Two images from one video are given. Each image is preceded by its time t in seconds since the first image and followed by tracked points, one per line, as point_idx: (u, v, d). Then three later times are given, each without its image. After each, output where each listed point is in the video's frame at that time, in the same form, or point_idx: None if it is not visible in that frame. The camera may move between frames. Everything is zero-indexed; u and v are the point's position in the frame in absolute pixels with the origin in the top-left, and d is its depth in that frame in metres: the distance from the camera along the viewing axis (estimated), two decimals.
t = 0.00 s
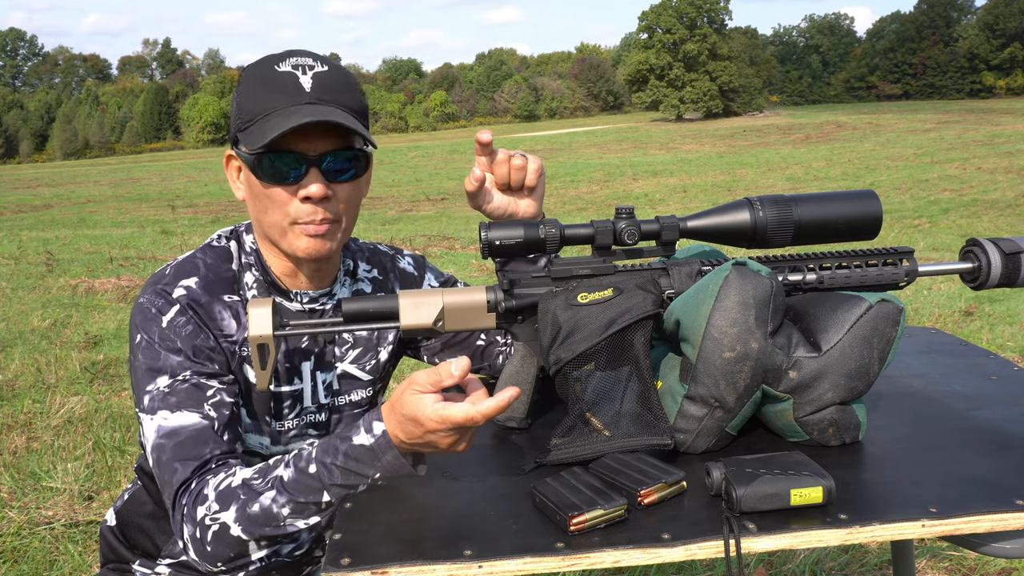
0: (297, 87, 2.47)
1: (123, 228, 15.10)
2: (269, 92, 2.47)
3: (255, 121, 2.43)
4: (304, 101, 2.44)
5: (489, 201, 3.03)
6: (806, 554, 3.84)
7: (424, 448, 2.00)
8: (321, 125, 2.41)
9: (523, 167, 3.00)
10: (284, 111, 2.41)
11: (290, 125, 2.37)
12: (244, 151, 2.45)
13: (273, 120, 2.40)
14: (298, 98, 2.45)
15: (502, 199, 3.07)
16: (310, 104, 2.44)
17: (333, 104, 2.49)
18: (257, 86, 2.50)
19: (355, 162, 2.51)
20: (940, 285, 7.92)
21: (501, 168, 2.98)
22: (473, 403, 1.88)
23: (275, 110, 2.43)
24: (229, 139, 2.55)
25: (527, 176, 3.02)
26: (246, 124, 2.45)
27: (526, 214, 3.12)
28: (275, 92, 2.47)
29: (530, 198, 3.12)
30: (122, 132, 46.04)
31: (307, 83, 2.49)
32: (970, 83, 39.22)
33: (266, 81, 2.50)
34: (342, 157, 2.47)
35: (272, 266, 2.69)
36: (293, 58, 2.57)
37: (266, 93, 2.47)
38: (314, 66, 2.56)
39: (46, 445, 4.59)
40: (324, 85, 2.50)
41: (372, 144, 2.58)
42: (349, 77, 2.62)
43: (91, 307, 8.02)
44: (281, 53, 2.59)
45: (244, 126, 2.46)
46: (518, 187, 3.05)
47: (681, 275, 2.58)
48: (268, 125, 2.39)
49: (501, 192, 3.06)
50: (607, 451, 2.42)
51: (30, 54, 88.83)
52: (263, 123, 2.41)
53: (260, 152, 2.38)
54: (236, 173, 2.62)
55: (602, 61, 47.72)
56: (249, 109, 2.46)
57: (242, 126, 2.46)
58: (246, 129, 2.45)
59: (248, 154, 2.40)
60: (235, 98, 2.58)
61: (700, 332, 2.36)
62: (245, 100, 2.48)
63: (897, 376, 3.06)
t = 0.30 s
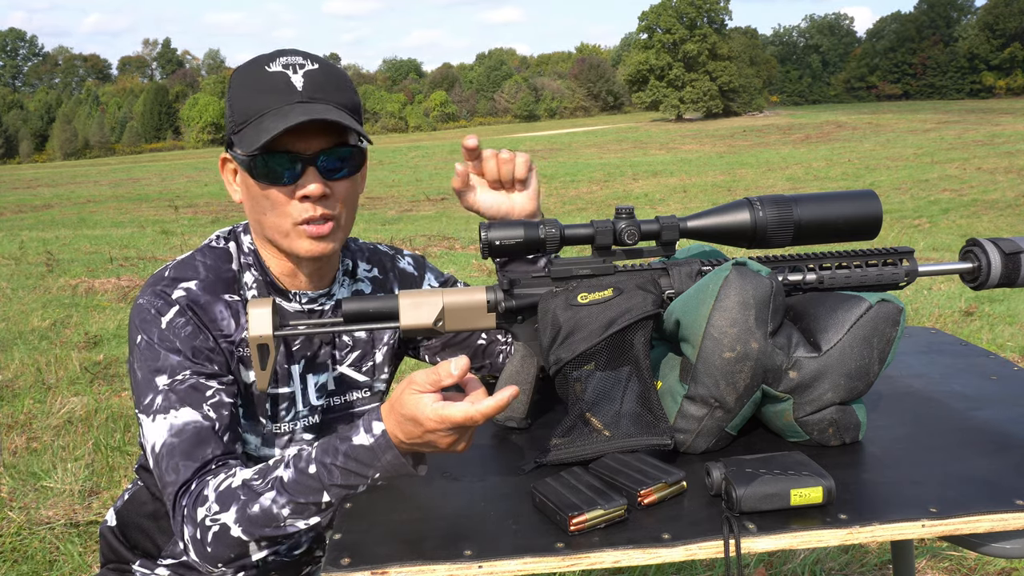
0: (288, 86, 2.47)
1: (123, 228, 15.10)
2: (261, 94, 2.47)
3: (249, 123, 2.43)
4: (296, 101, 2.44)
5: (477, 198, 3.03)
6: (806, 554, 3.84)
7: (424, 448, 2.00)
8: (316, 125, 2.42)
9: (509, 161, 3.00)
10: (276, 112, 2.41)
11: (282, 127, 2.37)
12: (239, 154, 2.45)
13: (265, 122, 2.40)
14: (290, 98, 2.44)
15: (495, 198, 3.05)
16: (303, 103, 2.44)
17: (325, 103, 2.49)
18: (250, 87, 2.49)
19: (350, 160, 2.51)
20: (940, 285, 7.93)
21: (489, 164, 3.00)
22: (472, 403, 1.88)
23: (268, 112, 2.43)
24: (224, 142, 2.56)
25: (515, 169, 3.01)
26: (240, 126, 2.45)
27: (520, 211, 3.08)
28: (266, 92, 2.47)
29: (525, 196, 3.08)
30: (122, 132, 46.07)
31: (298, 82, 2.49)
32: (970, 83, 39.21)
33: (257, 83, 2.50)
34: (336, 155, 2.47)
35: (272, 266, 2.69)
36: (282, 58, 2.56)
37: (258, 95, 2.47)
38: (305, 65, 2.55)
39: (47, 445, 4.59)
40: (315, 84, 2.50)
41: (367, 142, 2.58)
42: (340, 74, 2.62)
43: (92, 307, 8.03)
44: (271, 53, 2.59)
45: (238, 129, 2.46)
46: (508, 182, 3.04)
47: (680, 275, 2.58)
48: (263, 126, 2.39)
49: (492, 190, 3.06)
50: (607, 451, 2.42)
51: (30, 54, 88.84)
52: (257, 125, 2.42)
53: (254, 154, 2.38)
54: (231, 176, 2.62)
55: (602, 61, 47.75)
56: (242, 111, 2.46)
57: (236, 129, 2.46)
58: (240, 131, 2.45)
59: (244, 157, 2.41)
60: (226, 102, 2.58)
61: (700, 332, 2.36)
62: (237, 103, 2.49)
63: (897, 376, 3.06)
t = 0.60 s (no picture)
0: (286, 86, 2.47)
1: (123, 228, 15.10)
2: (259, 93, 2.47)
3: (246, 123, 2.43)
4: (293, 101, 2.44)
5: (466, 196, 3.06)
6: (806, 554, 3.84)
7: (424, 447, 2.00)
8: (311, 124, 2.41)
9: (492, 157, 3.05)
10: (273, 111, 2.41)
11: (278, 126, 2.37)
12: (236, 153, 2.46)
13: (261, 121, 2.39)
14: (287, 97, 2.44)
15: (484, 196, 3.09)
16: (300, 103, 2.43)
17: (322, 103, 2.48)
18: (247, 86, 2.49)
19: (347, 161, 2.51)
20: (940, 285, 7.93)
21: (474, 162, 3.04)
22: (472, 403, 1.88)
23: (264, 111, 2.43)
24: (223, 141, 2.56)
25: (499, 164, 3.05)
26: (237, 125, 2.45)
27: (510, 207, 3.11)
28: (264, 91, 2.46)
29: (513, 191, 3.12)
30: (122, 131, 46.10)
31: (296, 81, 2.48)
32: (970, 83, 39.23)
33: (255, 82, 2.50)
34: (333, 156, 2.47)
35: (270, 266, 2.69)
36: (281, 58, 2.56)
37: (256, 94, 2.47)
38: (303, 65, 2.55)
39: (46, 445, 4.59)
40: (313, 84, 2.50)
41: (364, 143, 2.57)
42: (339, 74, 2.61)
43: (92, 307, 8.03)
44: (271, 53, 2.59)
45: (236, 128, 2.46)
46: (494, 177, 3.08)
47: (680, 275, 2.58)
48: (258, 126, 2.39)
49: (478, 188, 3.09)
50: (607, 451, 2.42)
51: (31, 54, 88.85)
52: (253, 124, 2.41)
53: (250, 152, 2.38)
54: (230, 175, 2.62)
55: (602, 61, 47.77)
56: (240, 110, 2.46)
57: (233, 128, 2.46)
58: (237, 130, 2.46)
59: (239, 157, 2.41)
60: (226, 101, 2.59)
61: (700, 332, 2.36)
62: (235, 102, 2.49)
63: (898, 376, 3.06)
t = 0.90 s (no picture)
0: (285, 83, 2.46)
1: (123, 228, 15.10)
2: (259, 90, 2.46)
3: (246, 120, 2.42)
4: (292, 97, 2.43)
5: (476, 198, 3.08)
6: (806, 553, 3.84)
7: (424, 447, 2.00)
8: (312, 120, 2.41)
9: (505, 159, 3.04)
10: (272, 108, 2.40)
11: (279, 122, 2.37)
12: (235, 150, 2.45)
13: (261, 118, 2.39)
14: (286, 94, 2.44)
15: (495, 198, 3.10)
16: (299, 99, 2.43)
17: (322, 99, 2.48)
18: (246, 84, 2.49)
19: (347, 157, 2.51)
20: (940, 286, 7.93)
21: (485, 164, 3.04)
22: (473, 403, 1.88)
23: (264, 108, 2.42)
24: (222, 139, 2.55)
25: (512, 166, 3.04)
26: (237, 123, 2.44)
27: (521, 209, 3.11)
28: (263, 88, 2.46)
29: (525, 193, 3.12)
30: (122, 131, 46.10)
31: (295, 79, 2.48)
32: (970, 83, 39.24)
33: (254, 79, 2.49)
34: (334, 153, 2.48)
35: (269, 263, 2.69)
36: (280, 55, 2.56)
37: (255, 92, 2.46)
38: (302, 62, 2.54)
39: (47, 445, 4.59)
40: (313, 79, 2.49)
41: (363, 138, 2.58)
42: (337, 70, 2.61)
43: (92, 307, 8.03)
44: (267, 51, 2.58)
45: (237, 125, 2.45)
46: (506, 179, 3.08)
47: (680, 275, 2.58)
48: (258, 123, 2.38)
49: (490, 190, 3.10)
50: (607, 451, 2.42)
51: (31, 54, 88.86)
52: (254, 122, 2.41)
53: (250, 149, 2.38)
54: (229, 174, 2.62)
55: (602, 61, 47.81)
56: (239, 108, 2.46)
57: (233, 125, 2.46)
58: (238, 128, 2.45)
59: (240, 154, 2.41)
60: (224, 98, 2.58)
61: (700, 332, 2.36)
62: (234, 100, 2.48)
63: (897, 376, 3.06)
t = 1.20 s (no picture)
0: (299, 82, 2.47)
1: (122, 228, 15.10)
2: (270, 89, 2.45)
3: (261, 119, 2.41)
4: (309, 96, 2.45)
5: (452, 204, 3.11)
6: (806, 553, 3.84)
7: (424, 448, 2.00)
8: (329, 118, 2.43)
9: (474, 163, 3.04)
10: (291, 106, 2.40)
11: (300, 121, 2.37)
12: (248, 148, 2.43)
13: (280, 117, 2.39)
14: (302, 93, 2.45)
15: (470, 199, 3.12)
16: (316, 98, 2.45)
17: (336, 98, 2.50)
18: (255, 83, 2.48)
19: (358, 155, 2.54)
20: (940, 286, 7.92)
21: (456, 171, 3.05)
22: (472, 403, 1.88)
23: (280, 106, 2.42)
24: (226, 137, 2.52)
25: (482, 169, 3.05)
26: (249, 121, 2.42)
27: (497, 209, 3.13)
28: (276, 87, 2.46)
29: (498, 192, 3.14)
30: (122, 131, 46.12)
31: (308, 77, 2.49)
32: (970, 83, 39.21)
33: (265, 77, 2.48)
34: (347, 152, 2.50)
35: (268, 264, 2.68)
36: (287, 53, 2.56)
37: (267, 90, 2.45)
38: (311, 62, 2.56)
39: (46, 445, 4.59)
40: (325, 78, 2.52)
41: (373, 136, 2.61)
42: (343, 71, 2.64)
43: (91, 307, 8.02)
44: (271, 50, 2.57)
45: (248, 124, 2.43)
46: (479, 183, 3.08)
47: (680, 275, 2.58)
48: (277, 120, 2.38)
49: (464, 194, 3.12)
50: (607, 451, 2.42)
51: (31, 55, 88.96)
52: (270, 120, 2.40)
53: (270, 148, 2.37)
54: (230, 173, 2.59)
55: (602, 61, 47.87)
56: (250, 106, 2.44)
57: (244, 124, 2.43)
58: (250, 126, 2.43)
59: (257, 152, 2.40)
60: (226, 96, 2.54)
61: (700, 332, 2.36)
62: (244, 98, 2.46)
63: (898, 376, 3.06)
